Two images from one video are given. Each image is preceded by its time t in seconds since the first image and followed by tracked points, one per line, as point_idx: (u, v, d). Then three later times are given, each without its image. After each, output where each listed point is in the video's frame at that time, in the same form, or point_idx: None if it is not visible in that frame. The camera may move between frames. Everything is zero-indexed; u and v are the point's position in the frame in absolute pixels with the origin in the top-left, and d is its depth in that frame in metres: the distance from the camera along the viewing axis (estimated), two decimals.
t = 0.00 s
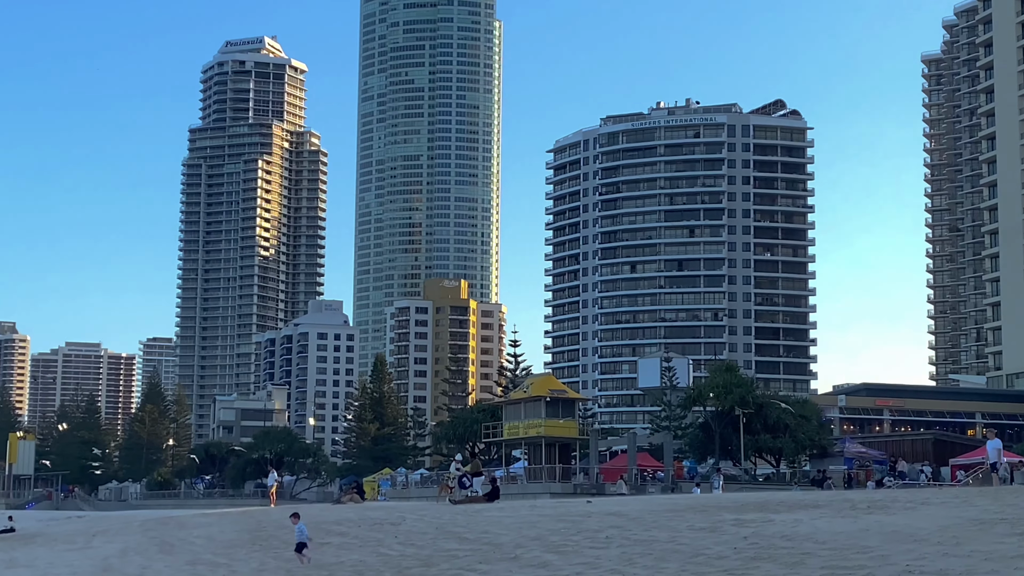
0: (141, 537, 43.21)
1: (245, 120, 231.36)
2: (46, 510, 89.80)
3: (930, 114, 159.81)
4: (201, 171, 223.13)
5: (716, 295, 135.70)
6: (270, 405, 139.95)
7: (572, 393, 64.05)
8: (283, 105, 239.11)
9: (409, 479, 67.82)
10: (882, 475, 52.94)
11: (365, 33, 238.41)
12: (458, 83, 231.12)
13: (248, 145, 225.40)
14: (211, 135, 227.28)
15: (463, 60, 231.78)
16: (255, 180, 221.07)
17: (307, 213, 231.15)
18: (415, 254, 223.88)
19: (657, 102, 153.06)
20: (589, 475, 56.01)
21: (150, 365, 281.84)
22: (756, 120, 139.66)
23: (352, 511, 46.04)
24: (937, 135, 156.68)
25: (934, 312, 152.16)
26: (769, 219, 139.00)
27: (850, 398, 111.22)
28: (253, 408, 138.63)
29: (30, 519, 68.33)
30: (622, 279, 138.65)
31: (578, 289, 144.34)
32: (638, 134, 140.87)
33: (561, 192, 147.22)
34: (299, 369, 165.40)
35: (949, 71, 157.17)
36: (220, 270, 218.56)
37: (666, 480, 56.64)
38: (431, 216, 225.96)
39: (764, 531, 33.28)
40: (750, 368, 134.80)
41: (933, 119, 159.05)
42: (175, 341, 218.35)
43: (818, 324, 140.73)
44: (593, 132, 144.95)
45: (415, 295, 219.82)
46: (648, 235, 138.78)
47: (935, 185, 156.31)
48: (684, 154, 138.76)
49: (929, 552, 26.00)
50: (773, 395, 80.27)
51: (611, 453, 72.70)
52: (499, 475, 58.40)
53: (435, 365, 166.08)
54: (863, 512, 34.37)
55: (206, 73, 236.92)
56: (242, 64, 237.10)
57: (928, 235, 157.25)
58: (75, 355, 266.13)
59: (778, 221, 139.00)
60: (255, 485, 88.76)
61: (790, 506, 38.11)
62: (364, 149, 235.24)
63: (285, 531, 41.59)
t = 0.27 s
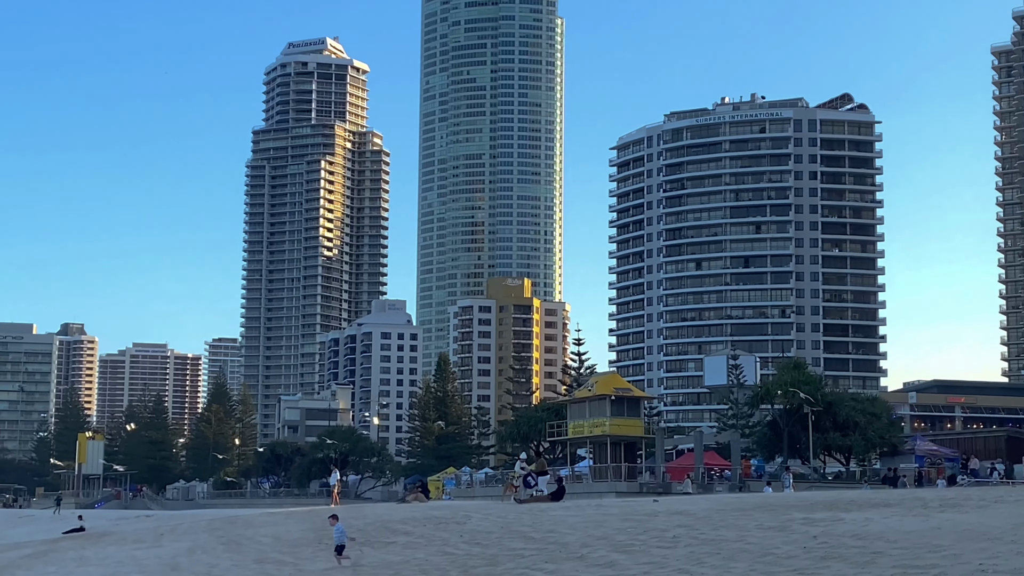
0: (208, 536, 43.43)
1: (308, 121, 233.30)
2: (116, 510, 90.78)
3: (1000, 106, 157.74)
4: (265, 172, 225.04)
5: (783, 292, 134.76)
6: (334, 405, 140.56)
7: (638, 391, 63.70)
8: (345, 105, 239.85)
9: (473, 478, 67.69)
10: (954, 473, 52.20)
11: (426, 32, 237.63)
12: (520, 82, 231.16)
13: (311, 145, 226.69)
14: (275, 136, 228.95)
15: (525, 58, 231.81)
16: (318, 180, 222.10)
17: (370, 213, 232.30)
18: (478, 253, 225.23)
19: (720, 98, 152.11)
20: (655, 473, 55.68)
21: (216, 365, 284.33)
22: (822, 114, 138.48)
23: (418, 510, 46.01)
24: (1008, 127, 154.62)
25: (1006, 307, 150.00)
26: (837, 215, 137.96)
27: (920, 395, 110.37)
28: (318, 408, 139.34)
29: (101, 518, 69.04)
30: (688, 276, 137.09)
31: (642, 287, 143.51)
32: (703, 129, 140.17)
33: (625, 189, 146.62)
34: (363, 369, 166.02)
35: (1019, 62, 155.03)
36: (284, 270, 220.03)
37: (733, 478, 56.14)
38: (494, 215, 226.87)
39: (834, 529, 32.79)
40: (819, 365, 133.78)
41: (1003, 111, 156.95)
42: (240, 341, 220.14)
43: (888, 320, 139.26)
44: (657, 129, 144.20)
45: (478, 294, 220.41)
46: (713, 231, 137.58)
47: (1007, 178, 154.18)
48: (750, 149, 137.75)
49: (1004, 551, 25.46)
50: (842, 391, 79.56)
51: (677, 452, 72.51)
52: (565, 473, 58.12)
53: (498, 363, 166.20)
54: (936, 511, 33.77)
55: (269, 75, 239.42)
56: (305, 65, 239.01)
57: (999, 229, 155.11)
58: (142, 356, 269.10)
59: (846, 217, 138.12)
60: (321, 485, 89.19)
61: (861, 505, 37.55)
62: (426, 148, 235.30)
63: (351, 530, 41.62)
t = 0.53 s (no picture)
0: (271, 536, 43.58)
1: (367, 122, 233.88)
2: (181, 509, 91.62)
3: None
4: (325, 174, 226.18)
5: (848, 288, 133.51)
6: (396, 405, 141.04)
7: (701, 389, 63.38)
8: (405, 105, 240.72)
9: (536, 477, 67.60)
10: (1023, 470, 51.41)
11: (487, 30, 238.68)
12: (579, 80, 229.23)
13: (371, 146, 228.36)
14: (334, 138, 230.57)
15: (585, 55, 229.59)
16: (378, 180, 223.38)
17: (431, 214, 233.78)
18: (538, 252, 225.48)
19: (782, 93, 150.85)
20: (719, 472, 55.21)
21: (278, 365, 286.36)
22: (887, 108, 136.86)
23: (480, 509, 45.94)
24: None
25: None
26: (902, 210, 136.61)
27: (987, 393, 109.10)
28: (379, 407, 139.90)
29: (167, 517, 69.60)
30: (751, 274, 136.32)
31: (705, 284, 142.60)
32: (765, 125, 138.75)
33: (686, 185, 145.91)
34: (425, 368, 166.46)
35: None
36: (345, 271, 221.02)
37: (798, 477, 55.65)
38: (554, 214, 226.53)
39: (903, 528, 32.29)
40: (886, 363, 131.98)
41: None
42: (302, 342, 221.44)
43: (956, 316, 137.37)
44: (718, 125, 143.37)
45: (538, 293, 220.62)
46: (777, 228, 136.29)
47: None
48: (813, 145, 136.26)
49: None
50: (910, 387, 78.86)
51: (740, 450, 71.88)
52: (628, 472, 57.86)
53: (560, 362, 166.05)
54: (1008, 509, 33.13)
55: (329, 76, 241.06)
56: (365, 66, 239.55)
57: None
58: (205, 356, 271.50)
59: (912, 211, 136.69)
60: (383, 484, 89.56)
61: (930, 503, 36.93)
62: (486, 146, 237.45)
63: (414, 529, 41.63)
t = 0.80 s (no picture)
0: (332, 535, 43.62)
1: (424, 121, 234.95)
2: (242, 508, 92.26)
3: None
4: (382, 174, 228.76)
5: (912, 284, 132.06)
6: (455, 404, 141.17)
7: (762, 387, 62.84)
8: (461, 105, 241.14)
9: (596, 477, 67.24)
10: None
11: (543, 30, 239.33)
12: (637, 78, 228.73)
13: (427, 146, 229.36)
14: (390, 138, 232.81)
15: (642, 52, 229.09)
16: (435, 180, 224.28)
17: (487, 213, 232.17)
18: (596, 250, 224.63)
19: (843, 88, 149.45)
20: (782, 471, 54.70)
21: (337, 365, 287.85)
22: (950, 102, 135.50)
23: (540, 509, 45.74)
24: None
25: None
26: (967, 205, 134.88)
27: None
28: (438, 407, 140.09)
29: (228, 517, 70.05)
30: (813, 271, 135.49)
31: (766, 281, 141.59)
32: (827, 120, 138.02)
33: (746, 182, 145.08)
34: (483, 368, 166.54)
35: None
36: (403, 271, 221.75)
37: (861, 475, 54.98)
38: (612, 212, 226.22)
39: (971, 527, 31.73)
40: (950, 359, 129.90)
41: None
42: (361, 342, 222.24)
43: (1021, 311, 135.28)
44: (779, 120, 142.54)
45: (597, 291, 220.21)
46: (838, 224, 135.59)
47: None
48: (875, 140, 135.12)
49: None
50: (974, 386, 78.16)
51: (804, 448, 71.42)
52: (689, 472, 57.39)
53: (619, 361, 165.46)
54: None
55: (385, 78, 242.35)
56: (421, 66, 240.95)
57: None
58: (265, 357, 273.29)
59: (976, 206, 134.87)
60: (442, 484, 89.55)
61: (997, 502, 36.32)
62: (542, 145, 237.04)
63: (475, 529, 41.49)
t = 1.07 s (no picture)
0: (389, 535, 43.51)
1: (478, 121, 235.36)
2: (299, 508, 92.71)
3: None
4: (436, 174, 229.68)
5: (974, 281, 130.06)
6: (510, 404, 141.01)
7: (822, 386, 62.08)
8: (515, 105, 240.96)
9: (654, 477, 66.79)
10: None
11: (597, 27, 239.18)
12: (692, 75, 227.18)
13: (481, 146, 229.81)
14: (444, 138, 234.30)
15: (697, 49, 227.44)
16: (489, 180, 224.62)
17: (542, 212, 232.35)
18: (652, 249, 223.88)
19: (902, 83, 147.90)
20: (843, 471, 54.00)
21: (392, 366, 288.77)
22: (1011, 96, 133.28)
23: (598, 509, 45.39)
24: None
25: None
26: None
27: None
28: (493, 407, 139.98)
29: (286, 518, 70.15)
30: (873, 268, 134.31)
31: (826, 279, 140.42)
32: (885, 115, 136.36)
33: (804, 179, 144.06)
34: (539, 368, 166.24)
35: None
36: (457, 271, 221.87)
37: (924, 475, 54.10)
38: (668, 211, 224.95)
39: None
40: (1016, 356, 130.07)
41: None
42: (416, 342, 222.57)
43: None
44: (837, 116, 141.09)
45: (653, 290, 219.61)
46: (899, 220, 133.83)
47: None
48: (935, 135, 133.42)
49: None
50: None
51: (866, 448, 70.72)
52: (748, 472, 56.79)
53: (676, 360, 164.81)
54: None
55: (439, 78, 242.17)
56: (474, 66, 240.50)
57: None
58: (320, 358, 274.70)
59: None
60: (498, 484, 89.44)
61: None
62: (597, 143, 236.79)
63: (532, 529, 41.23)
